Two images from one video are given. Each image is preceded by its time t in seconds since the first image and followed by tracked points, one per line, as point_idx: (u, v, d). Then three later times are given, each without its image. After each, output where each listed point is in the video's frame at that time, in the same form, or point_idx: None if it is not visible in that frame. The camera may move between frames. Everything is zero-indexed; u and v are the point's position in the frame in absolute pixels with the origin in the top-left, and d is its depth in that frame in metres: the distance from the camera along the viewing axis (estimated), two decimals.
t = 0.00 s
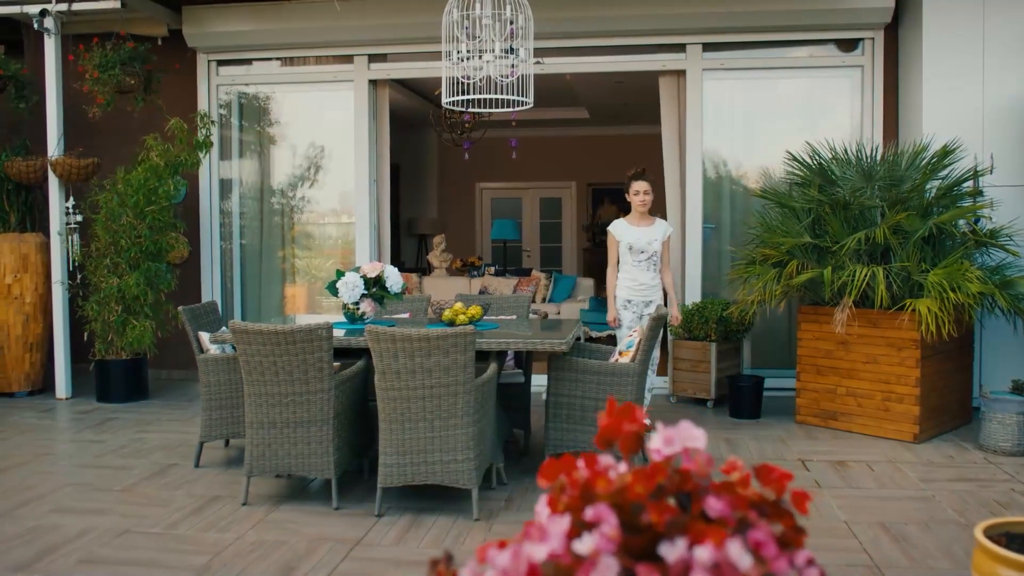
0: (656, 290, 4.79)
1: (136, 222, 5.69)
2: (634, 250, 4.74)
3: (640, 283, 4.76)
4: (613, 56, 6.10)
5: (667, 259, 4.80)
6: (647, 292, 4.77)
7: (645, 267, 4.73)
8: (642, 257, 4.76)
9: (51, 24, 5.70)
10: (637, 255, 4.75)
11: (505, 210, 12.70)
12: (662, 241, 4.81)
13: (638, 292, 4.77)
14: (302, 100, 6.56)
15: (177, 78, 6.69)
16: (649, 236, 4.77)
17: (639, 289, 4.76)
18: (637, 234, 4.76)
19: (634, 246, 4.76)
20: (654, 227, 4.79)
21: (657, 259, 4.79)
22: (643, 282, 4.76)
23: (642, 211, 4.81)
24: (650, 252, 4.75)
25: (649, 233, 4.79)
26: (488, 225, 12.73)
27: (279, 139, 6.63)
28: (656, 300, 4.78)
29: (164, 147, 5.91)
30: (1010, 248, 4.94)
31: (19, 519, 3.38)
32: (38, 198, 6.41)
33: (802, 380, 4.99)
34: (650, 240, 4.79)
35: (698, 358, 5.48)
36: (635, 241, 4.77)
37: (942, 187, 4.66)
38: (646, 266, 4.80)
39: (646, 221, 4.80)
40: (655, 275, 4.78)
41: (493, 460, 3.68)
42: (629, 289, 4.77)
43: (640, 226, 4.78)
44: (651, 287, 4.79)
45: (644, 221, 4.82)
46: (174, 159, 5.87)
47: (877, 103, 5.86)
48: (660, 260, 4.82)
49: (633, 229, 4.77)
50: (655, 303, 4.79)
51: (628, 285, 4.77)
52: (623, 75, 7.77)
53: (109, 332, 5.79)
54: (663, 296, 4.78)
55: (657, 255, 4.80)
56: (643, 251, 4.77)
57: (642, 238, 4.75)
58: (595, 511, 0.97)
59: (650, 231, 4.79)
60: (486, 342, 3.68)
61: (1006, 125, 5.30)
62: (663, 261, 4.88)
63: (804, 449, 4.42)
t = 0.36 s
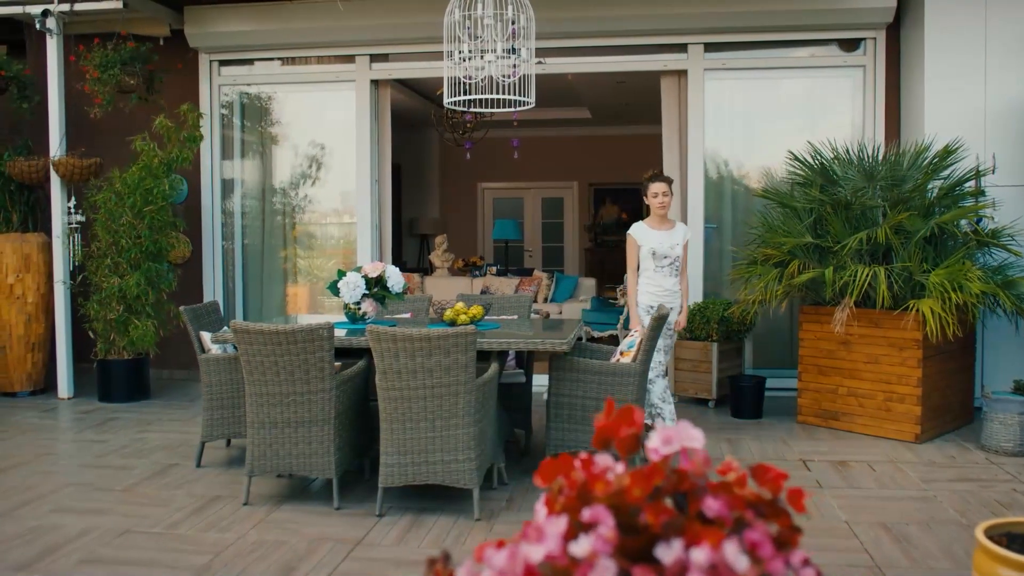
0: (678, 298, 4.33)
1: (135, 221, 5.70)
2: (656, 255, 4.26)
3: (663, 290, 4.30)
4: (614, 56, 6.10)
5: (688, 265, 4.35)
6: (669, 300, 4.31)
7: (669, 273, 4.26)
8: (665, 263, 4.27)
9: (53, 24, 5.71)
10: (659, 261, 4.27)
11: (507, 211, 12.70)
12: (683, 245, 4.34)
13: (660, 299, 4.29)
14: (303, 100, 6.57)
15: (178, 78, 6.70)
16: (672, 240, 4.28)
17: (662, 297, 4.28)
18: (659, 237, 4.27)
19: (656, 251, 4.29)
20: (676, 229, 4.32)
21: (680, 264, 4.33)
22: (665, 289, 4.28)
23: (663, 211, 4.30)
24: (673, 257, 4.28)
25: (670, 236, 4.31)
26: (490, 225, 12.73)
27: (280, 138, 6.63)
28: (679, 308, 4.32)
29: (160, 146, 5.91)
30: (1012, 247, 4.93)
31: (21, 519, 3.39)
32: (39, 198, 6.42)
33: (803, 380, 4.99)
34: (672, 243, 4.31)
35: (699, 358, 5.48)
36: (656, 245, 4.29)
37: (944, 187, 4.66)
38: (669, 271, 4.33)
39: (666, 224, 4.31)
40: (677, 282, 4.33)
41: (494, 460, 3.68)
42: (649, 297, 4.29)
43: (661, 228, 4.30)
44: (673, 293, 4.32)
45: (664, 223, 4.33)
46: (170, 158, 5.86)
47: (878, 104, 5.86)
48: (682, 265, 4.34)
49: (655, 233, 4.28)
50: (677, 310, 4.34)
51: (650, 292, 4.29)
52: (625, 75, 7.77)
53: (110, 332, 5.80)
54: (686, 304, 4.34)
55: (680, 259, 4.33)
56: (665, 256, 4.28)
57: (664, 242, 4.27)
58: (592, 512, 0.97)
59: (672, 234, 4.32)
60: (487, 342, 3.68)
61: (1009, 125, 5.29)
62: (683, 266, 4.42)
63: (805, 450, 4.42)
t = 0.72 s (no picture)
0: (699, 297, 4.18)
1: (136, 221, 5.69)
2: (673, 253, 4.12)
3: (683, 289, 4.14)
4: (614, 56, 6.10)
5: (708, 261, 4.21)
6: (691, 300, 4.15)
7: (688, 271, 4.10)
8: (683, 260, 4.13)
9: (53, 24, 5.71)
10: (677, 259, 4.13)
11: (507, 210, 12.70)
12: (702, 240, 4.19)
13: (679, 300, 4.14)
14: (303, 99, 6.57)
15: (178, 78, 6.70)
16: (688, 236, 4.13)
17: (682, 297, 4.13)
18: (675, 235, 4.12)
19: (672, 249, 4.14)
20: (692, 225, 4.17)
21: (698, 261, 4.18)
22: (684, 288, 4.13)
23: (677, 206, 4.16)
24: (691, 254, 4.13)
25: (686, 232, 4.15)
26: (490, 225, 12.73)
27: (280, 138, 6.63)
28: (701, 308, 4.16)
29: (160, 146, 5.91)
30: (1012, 247, 4.93)
31: (21, 519, 3.39)
32: (39, 198, 6.42)
33: (803, 379, 4.99)
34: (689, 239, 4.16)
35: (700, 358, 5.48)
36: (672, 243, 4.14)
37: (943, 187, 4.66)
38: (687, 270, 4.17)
39: (681, 220, 4.17)
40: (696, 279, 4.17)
41: (494, 460, 3.68)
42: (668, 299, 4.14)
43: (676, 225, 4.15)
44: (695, 292, 4.17)
45: (679, 219, 4.19)
46: (172, 157, 5.87)
47: (878, 104, 5.86)
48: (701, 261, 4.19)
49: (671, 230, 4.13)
50: (699, 310, 4.19)
51: (669, 294, 4.14)
52: (625, 75, 7.77)
53: (110, 332, 5.80)
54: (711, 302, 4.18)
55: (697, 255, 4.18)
56: (682, 253, 4.13)
57: (681, 239, 4.12)
58: (591, 512, 0.97)
59: (689, 229, 4.17)
60: (486, 342, 3.68)
61: (1009, 124, 5.28)
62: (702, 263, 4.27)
63: (805, 450, 4.42)
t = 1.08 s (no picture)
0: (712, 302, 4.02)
1: (135, 221, 5.69)
2: (681, 256, 4.00)
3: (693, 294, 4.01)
4: (613, 57, 6.10)
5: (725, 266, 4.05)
6: (701, 305, 4.01)
7: (695, 275, 3.97)
8: (692, 264, 3.99)
9: (51, 24, 5.69)
10: (685, 262, 4.00)
11: (505, 210, 12.70)
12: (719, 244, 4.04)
13: (688, 305, 4.01)
14: (302, 99, 6.56)
15: (177, 78, 6.69)
16: (700, 239, 4.00)
17: (690, 302, 4.00)
18: (685, 237, 4.00)
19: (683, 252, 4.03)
20: (707, 227, 4.03)
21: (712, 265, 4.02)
22: (693, 293, 3.99)
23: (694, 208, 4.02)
24: (700, 258, 3.98)
25: (699, 235, 4.02)
26: (488, 225, 12.73)
27: (279, 139, 6.63)
28: (712, 312, 4.01)
29: (160, 147, 5.91)
30: (1010, 247, 4.94)
31: (21, 519, 3.38)
32: (38, 198, 6.41)
33: (802, 379, 4.99)
34: (702, 242, 4.02)
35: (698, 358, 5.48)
36: (682, 246, 4.02)
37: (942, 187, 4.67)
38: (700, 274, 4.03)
39: (695, 222, 4.03)
40: (709, 284, 4.01)
41: (493, 460, 3.69)
42: (676, 303, 4.03)
43: (689, 227, 4.03)
44: (707, 296, 4.01)
45: (695, 222, 4.06)
46: (173, 157, 5.86)
47: (877, 105, 5.87)
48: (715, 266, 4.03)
49: (681, 233, 4.02)
50: (712, 315, 4.03)
51: (677, 298, 4.03)
52: (624, 75, 7.77)
53: (109, 332, 5.79)
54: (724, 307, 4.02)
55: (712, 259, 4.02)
56: (693, 256, 4.00)
57: (690, 242, 3.99)
58: (596, 511, 0.97)
59: (702, 233, 4.02)
60: (486, 342, 3.68)
61: (1008, 125, 5.29)
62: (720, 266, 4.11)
63: (804, 449, 4.42)
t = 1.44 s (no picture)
0: (726, 305, 3.82)
1: (129, 220, 5.68)
2: (695, 255, 3.83)
3: (707, 295, 3.84)
4: (607, 57, 6.10)
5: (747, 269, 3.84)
6: (713, 308, 3.84)
7: (707, 276, 3.79)
8: (706, 263, 3.81)
9: (44, 23, 5.66)
10: (698, 261, 3.84)
11: (499, 210, 12.70)
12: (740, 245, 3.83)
13: (701, 307, 3.85)
14: (295, 99, 6.55)
15: (170, 78, 6.66)
16: (717, 238, 3.80)
17: (701, 305, 3.83)
18: (701, 236, 3.82)
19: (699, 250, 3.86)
20: (727, 227, 3.81)
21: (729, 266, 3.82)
22: (705, 294, 3.82)
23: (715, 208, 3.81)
24: (714, 258, 3.80)
25: (716, 235, 3.82)
26: (482, 225, 12.72)
27: (274, 138, 6.62)
28: (724, 317, 3.82)
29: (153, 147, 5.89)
30: (1004, 247, 4.96)
31: (15, 520, 3.37)
32: (30, 198, 6.37)
33: (796, 379, 5.00)
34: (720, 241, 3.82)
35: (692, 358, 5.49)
36: (698, 243, 3.85)
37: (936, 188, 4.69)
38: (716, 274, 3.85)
39: (714, 220, 3.84)
40: (723, 286, 3.82)
41: (489, 460, 3.68)
42: (690, 303, 3.88)
43: (707, 225, 3.84)
44: (721, 299, 3.83)
45: (717, 219, 3.85)
46: (167, 157, 5.84)
47: (870, 106, 5.89)
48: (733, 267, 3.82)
49: (698, 230, 3.84)
50: (727, 319, 3.85)
51: (690, 298, 3.87)
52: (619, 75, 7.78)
53: (103, 333, 5.76)
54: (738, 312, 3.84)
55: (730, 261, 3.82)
56: (707, 256, 3.83)
57: (704, 241, 3.82)
58: (604, 511, 0.98)
59: (720, 232, 3.82)
60: (481, 343, 3.68)
61: (1001, 125, 5.31)
62: (741, 267, 3.90)
63: (798, 449, 4.43)
